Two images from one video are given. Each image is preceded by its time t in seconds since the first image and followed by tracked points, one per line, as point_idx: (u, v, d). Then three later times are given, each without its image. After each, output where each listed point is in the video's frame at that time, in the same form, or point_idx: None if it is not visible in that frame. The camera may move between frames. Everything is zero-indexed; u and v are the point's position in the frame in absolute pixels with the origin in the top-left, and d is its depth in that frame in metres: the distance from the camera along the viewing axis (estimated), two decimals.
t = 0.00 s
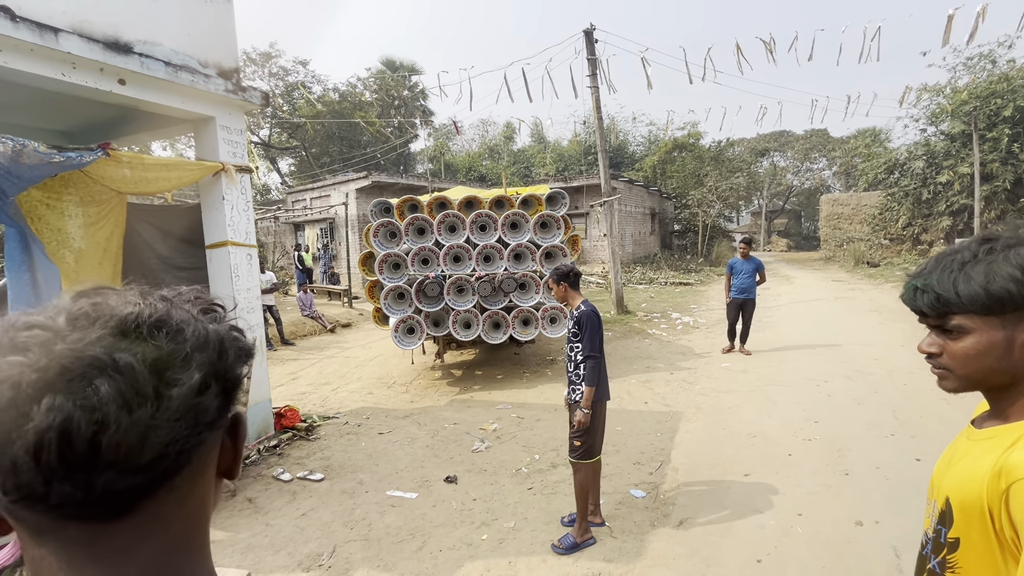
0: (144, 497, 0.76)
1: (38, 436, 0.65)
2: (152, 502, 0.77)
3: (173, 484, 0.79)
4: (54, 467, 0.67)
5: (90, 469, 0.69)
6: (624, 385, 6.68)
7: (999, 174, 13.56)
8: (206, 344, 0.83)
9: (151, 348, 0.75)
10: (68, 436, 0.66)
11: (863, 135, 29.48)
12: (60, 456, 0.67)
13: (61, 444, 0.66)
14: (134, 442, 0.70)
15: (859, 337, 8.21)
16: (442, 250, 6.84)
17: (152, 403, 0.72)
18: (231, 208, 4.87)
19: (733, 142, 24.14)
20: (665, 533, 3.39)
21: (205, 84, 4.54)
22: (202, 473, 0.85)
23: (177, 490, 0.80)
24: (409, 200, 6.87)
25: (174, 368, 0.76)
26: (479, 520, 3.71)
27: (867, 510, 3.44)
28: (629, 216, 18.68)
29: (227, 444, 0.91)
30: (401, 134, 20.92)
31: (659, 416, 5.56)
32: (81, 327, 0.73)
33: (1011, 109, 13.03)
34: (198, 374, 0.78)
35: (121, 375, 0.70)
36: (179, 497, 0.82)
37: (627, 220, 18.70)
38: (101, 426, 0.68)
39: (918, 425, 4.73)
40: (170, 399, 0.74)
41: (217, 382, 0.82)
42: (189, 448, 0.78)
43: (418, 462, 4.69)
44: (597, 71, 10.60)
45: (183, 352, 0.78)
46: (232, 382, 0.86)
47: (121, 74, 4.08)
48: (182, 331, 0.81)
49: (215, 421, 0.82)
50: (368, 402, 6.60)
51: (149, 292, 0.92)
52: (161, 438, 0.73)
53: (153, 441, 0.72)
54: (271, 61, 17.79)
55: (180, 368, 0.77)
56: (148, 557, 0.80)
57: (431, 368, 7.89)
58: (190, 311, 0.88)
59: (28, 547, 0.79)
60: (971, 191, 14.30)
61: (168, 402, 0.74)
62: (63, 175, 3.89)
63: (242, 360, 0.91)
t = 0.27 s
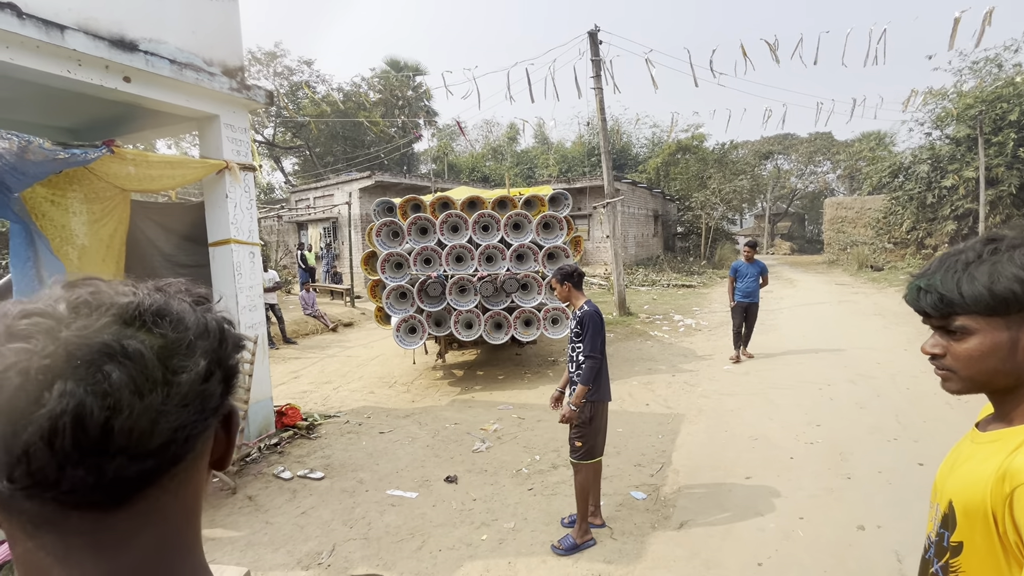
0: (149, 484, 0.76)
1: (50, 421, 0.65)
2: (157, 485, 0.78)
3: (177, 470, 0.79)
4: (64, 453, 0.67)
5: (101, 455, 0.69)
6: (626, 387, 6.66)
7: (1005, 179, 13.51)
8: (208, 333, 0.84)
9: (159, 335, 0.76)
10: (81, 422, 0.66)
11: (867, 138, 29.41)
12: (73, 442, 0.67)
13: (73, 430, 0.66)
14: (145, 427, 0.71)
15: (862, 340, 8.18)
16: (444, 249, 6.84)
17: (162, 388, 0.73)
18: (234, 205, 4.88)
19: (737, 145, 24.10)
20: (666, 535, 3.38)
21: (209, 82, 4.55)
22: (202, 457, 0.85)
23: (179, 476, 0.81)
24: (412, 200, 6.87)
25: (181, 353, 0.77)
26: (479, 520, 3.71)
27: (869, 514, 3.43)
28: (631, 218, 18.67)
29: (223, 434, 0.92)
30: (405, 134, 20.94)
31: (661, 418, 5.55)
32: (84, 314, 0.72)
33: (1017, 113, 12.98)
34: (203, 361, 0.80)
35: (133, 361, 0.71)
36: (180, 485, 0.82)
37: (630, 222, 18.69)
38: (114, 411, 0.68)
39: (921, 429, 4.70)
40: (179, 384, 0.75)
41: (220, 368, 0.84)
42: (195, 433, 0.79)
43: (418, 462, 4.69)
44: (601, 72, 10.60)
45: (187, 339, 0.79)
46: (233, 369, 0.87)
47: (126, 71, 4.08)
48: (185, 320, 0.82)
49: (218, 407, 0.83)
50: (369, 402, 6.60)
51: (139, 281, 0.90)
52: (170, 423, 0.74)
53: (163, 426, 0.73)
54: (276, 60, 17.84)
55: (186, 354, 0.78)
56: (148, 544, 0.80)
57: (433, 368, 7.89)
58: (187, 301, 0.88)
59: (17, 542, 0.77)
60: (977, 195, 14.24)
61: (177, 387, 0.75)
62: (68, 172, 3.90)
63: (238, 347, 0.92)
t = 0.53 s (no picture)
0: (144, 484, 0.76)
1: (43, 420, 0.64)
2: (154, 486, 0.78)
3: (173, 470, 0.79)
4: (59, 452, 0.66)
5: (95, 455, 0.68)
6: (628, 389, 6.64)
7: (1011, 183, 13.45)
8: (202, 330, 0.84)
9: (152, 332, 0.75)
10: (74, 421, 0.66)
11: (872, 142, 29.33)
12: (67, 441, 0.66)
13: (67, 428, 0.66)
14: (140, 425, 0.71)
15: (866, 345, 8.15)
16: (447, 250, 6.84)
17: (156, 386, 0.72)
18: (238, 204, 4.88)
19: (741, 147, 24.06)
20: (668, 538, 3.36)
21: (215, 82, 4.56)
22: (200, 456, 0.86)
23: (175, 477, 0.80)
24: (416, 200, 6.86)
25: (177, 351, 0.77)
26: (480, 521, 3.70)
27: (874, 519, 3.40)
28: (635, 220, 18.65)
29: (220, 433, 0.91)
30: (409, 135, 20.96)
31: (663, 420, 5.53)
32: (76, 311, 0.71)
33: None
34: (199, 358, 0.79)
35: (126, 359, 0.70)
36: (177, 485, 0.82)
37: (633, 224, 18.66)
38: (108, 410, 0.68)
39: (925, 434, 4.68)
40: (174, 381, 0.75)
41: (215, 366, 0.83)
42: (192, 431, 0.79)
43: (420, 462, 4.68)
44: (605, 74, 10.60)
45: (182, 336, 0.79)
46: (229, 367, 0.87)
47: (132, 70, 4.10)
48: (179, 317, 0.81)
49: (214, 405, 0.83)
50: (371, 402, 6.59)
51: (130, 277, 0.89)
52: (166, 421, 0.74)
53: (158, 425, 0.73)
54: (281, 60, 17.88)
55: (183, 351, 0.78)
56: (144, 545, 0.80)
57: (435, 368, 7.88)
58: (180, 298, 0.88)
59: (9, 546, 0.76)
60: (982, 200, 14.19)
61: (172, 385, 0.74)
62: (74, 170, 3.91)
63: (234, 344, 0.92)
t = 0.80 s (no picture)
0: (143, 487, 0.75)
1: (42, 424, 0.64)
2: (154, 490, 0.77)
3: (173, 474, 0.79)
4: (59, 456, 0.66)
5: (95, 458, 0.68)
6: (630, 391, 6.63)
7: (1017, 187, 13.39)
8: (203, 333, 0.84)
9: (153, 334, 0.75)
10: (73, 423, 0.66)
11: (876, 145, 29.25)
12: (67, 445, 0.66)
13: (67, 431, 0.65)
14: (140, 428, 0.71)
15: (870, 348, 8.11)
16: (450, 250, 6.84)
17: (156, 389, 0.72)
18: (242, 204, 4.90)
19: (744, 150, 24.02)
20: (669, 542, 3.35)
21: (220, 82, 4.57)
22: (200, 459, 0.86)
23: (173, 481, 0.80)
24: (419, 201, 6.87)
25: (178, 353, 0.77)
26: (481, 523, 3.69)
27: (877, 525, 3.38)
28: (638, 222, 18.63)
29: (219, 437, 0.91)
30: (413, 136, 21.00)
31: (665, 423, 5.51)
32: (75, 313, 0.71)
33: None
34: (199, 361, 0.79)
35: (127, 362, 0.70)
36: (176, 488, 0.82)
37: (637, 226, 18.65)
38: (107, 414, 0.68)
39: (929, 439, 4.65)
40: (175, 384, 0.75)
41: (216, 368, 0.83)
42: (192, 434, 0.79)
43: (421, 463, 4.68)
44: (610, 76, 10.59)
45: (183, 339, 0.79)
46: (229, 369, 0.87)
47: (138, 70, 4.11)
48: (180, 319, 0.81)
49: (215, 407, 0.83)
50: (373, 402, 6.60)
51: (131, 280, 0.90)
52: (167, 424, 0.74)
53: (158, 428, 0.73)
54: (285, 61, 17.94)
55: (184, 354, 0.78)
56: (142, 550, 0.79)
57: (437, 369, 7.88)
58: (181, 300, 0.88)
59: (6, 551, 0.75)
60: (987, 204, 14.16)
61: (172, 388, 0.75)
62: (80, 169, 3.93)
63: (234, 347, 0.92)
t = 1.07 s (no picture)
0: (159, 484, 0.76)
1: (67, 422, 0.63)
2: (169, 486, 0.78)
3: (185, 471, 0.80)
4: (83, 455, 0.65)
5: (117, 457, 0.68)
6: (632, 393, 6.62)
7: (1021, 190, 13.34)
8: (209, 330, 0.84)
9: (163, 332, 0.75)
10: (99, 422, 0.65)
11: (880, 147, 29.18)
12: (92, 445, 0.66)
13: (92, 430, 0.65)
14: (162, 424, 0.71)
15: (873, 352, 8.09)
16: (453, 251, 6.84)
17: (175, 385, 0.73)
18: (246, 204, 4.90)
19: (747, 152, 23.99)
20: (671, 545, 3.34)
21: (224, 83, 4.58)
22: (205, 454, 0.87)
23: (183, 477, 0.80)
24: (422, 201, 6.87)
25: (191, 349, 0.78)
26: (483, 524, 3.69)
27: (880, 529, 3.37)
28: (640, 224, 18.62)
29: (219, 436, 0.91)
30: (416, 137, 21.04)
31: (667, 425, 5.50)
32: (84, 312, 0.70)
33: None
34: (210, 358, 0.81)
35: (147, 358, 0.71)
36: (183, 486, 0.82)
37: (639, 228, 18.63)
38: (131, 411, 0.68)
39: (933, 443, 4.63)
40: (191, 381, 0.75)
41: (225, 365, 0.84)
42: (204, 431, 0.80)
43: (423, 464, 4.68)
44: (613, 77, 10.60)
45: (192, 336, 0.79)
46: (235, 366, 0.88)
47: (142, 71, 4.13)
48: (186, 318, 0.81)
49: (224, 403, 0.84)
50: (375, 403, 6.59)
51: (121, 280, 0.88)
52: (184, 420, 0.75)
53: (176, 425, 0.73)
54: (289, 62, 17.98)
55: (195, 351, 0.79)
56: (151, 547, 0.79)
57: (439, 370, 7.88)
58: (181, 299, 0.87)
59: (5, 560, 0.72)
60: (992, 207, 14.12)
61: (189, 384, 0.75)
62: (85, 169, 3.96)
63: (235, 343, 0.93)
